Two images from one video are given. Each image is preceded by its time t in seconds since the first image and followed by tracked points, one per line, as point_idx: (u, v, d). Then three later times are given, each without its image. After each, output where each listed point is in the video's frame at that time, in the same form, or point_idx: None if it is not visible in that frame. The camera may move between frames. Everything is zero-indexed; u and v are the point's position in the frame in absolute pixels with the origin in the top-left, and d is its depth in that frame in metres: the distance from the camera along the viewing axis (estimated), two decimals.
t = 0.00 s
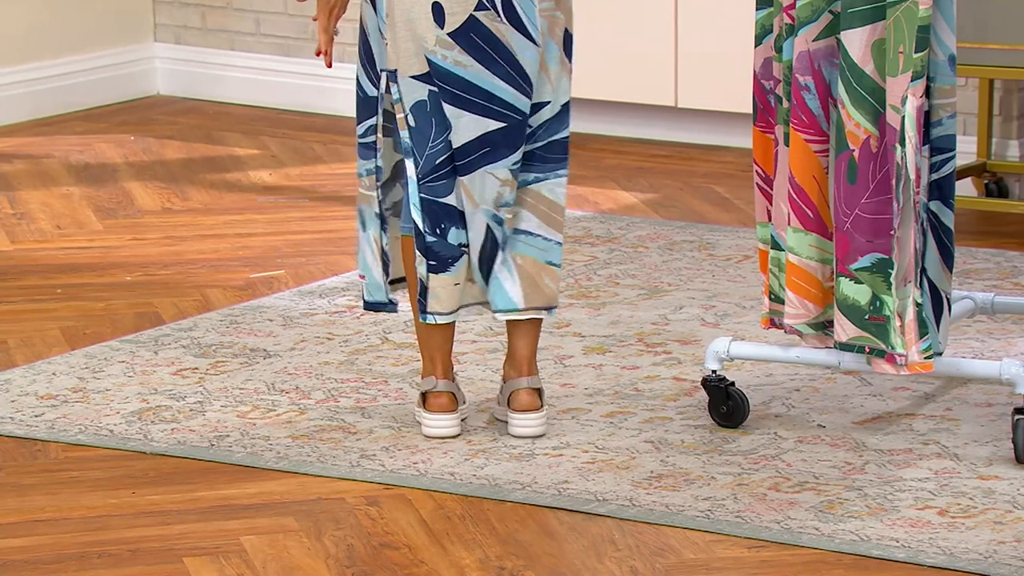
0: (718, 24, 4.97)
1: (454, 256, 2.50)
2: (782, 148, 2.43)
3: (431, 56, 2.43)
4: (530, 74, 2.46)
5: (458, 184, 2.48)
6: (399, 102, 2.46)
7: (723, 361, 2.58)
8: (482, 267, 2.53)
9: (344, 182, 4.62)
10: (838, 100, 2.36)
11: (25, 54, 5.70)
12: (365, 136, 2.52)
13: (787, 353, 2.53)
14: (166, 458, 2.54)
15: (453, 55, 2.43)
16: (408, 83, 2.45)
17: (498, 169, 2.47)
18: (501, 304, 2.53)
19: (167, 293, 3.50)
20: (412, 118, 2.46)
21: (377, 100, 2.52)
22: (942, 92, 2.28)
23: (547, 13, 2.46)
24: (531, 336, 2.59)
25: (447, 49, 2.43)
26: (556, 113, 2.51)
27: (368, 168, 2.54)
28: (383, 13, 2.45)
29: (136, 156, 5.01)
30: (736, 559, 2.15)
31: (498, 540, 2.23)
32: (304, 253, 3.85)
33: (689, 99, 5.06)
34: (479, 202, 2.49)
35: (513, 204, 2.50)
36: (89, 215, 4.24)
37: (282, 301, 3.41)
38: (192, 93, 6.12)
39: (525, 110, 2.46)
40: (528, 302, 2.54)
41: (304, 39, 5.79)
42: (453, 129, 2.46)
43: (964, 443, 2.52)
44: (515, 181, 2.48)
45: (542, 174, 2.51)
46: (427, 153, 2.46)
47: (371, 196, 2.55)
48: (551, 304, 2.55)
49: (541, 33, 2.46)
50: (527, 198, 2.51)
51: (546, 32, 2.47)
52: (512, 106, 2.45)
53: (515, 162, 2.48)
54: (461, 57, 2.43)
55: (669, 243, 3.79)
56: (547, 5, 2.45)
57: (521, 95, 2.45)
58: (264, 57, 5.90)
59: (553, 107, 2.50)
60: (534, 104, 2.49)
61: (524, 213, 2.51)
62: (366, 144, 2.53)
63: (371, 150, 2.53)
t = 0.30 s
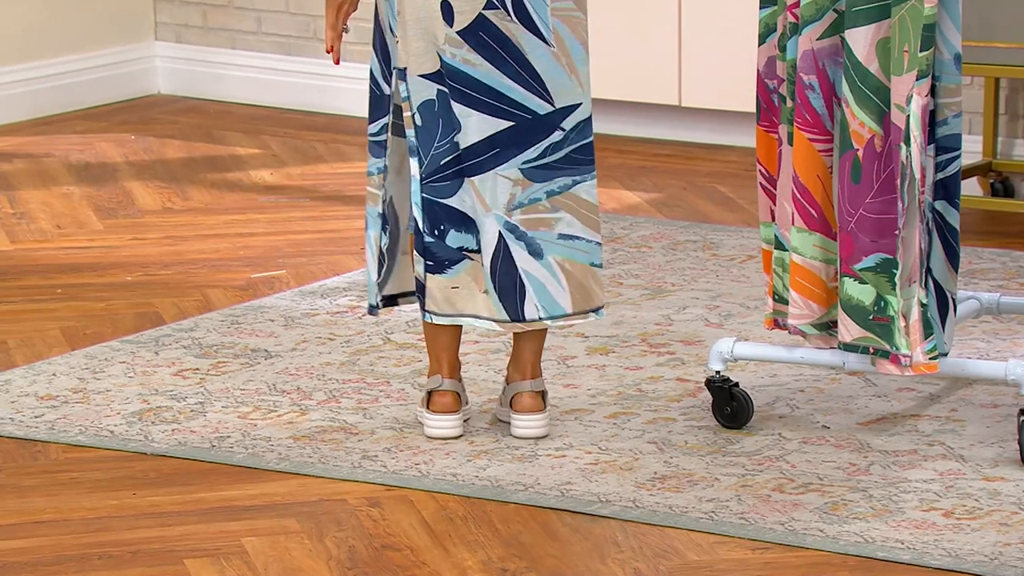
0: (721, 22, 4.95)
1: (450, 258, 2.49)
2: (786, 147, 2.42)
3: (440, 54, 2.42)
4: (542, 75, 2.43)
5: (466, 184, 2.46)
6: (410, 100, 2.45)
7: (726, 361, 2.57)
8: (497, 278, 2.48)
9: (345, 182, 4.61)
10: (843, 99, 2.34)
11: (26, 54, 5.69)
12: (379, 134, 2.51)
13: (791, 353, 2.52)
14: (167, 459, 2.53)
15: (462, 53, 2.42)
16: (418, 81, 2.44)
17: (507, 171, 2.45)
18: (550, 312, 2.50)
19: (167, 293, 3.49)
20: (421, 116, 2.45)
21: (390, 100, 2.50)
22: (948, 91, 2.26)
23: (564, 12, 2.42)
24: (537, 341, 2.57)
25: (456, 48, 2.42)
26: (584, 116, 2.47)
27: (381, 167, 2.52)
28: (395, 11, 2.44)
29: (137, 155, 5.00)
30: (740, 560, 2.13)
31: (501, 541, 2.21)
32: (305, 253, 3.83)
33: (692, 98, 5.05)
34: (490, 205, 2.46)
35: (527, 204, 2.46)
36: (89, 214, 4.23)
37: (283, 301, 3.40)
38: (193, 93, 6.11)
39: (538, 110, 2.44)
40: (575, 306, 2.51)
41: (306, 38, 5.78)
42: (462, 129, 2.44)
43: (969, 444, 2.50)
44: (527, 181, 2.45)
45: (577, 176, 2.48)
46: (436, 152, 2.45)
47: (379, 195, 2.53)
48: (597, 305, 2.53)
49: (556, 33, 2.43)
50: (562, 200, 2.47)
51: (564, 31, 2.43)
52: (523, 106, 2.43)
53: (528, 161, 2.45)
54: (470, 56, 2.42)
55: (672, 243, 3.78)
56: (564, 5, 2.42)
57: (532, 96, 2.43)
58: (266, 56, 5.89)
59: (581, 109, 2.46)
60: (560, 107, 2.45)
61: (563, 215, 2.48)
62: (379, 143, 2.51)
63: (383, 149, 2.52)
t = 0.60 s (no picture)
0: (724, 21, 4.94)
1: (454, 257, 2.48)
2: (791, 147, 2.41)
3: (438, 54, 2.40)
4: (541, 78, 2.42)
5: (457, 185, 2.44)
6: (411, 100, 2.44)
7: (730, 362, 2.56)
8: (485, 281, 2.47)
9: (347, 182, 4.59)
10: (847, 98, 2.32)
11: (26, 53, 5.68)
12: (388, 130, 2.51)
13: (795, 354, 2.51)
14: (167, 460, 2.52)
15: (459, 53, 2.40)
16: (418, 80, 2.43)
17: (502, 173, 2.43)
18: (533, 313, 2.49)
19: (168, 293, 3.47)
20: (422, 116, 2.44)
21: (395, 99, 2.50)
22: (953, 90, 2.25)
23: (565, 14, 2.41)
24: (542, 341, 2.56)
25: (455, 47, 2.40)
26: (583, 119, 2.46)
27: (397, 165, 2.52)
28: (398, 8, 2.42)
29: (137, 154, 4.99)
30: (744, 562, 2.12)
31: (504, 543, 2.20)
32: (307, 253, 3.81)
33: (695, 97, 5.03)
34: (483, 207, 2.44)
35: (522, 207, 2.45)
36: (90, 214, 4.22)
37: (285, 301, 3.38)
38: (194, 92, 6.10)
39: (535, 113, 2.42)
40: (557, 308, 2.50)
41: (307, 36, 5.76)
42: (457, 130, 2.42)
43: (975, 445, 2.49)
44: (522, 184, 2.44)
45: (571, 179, 2.47)
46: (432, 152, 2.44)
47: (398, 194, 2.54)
48: (587, 309, 2.51)
49: (557, 35, 2.41)
50: (553, 203, 2.46)
51: (564, 32, 2.41)
52: (520, 107, 2.42)
53: (523, 163, 2.44)
54: (467, 56, 2.40)
55: (676, 243, 3.76)
56: (566, 7, 2.40)
57: (530, 98, 2.42)
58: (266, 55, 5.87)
59: (580, 112, 2.45)
60: (559, 110, 2.44)
61: (553, 219, 2.46)
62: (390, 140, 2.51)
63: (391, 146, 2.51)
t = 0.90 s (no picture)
0: (726, 19, 4.92)
1: (449, 256, 2.48)
2: (793, 146, 2.40)
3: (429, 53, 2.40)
4: (529, 77, 2.39)
5: (449, 185, 2.43)
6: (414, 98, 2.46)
7: (733, 362, 2.54)
8: (476, 280, 2.45)
9: (347, 181, 4.58)
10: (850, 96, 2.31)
11: (26, 51, 5.66)
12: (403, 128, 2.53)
13: (798, 355, 2.49)
14: (167, 461, 2.50)
15: (446, 53, 2.39)
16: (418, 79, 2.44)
17: (491, 172, 2.42)
18: (530, 313, 2.46)
19: (167, 293, 3.46)
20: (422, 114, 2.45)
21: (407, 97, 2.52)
22: (956, 89, 2.23)
23: (552, 14, 2.38)
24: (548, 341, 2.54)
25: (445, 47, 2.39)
26: (578, 119, 2.43)
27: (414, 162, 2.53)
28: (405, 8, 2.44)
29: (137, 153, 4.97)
30: (747, 564, 2.10)
31: (505, 544, 2.18)
32: (307, 253, 3.80)
33: (698, 96, 5.02)
34: (473, 204, 2.43)
35: (512, 205, 2.43)
36: (89, 213, 4.20)
37: (285, 301, 3.37)
38: (195, 91, 6.08)
39: (524, 112, 2.40)
40: (559, 309, 2.48)
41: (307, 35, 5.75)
42: (446, 128, 2.41)
43: (979, 446, 2.48)
44: (513, 182, 2.42)
45: (570, 180, 2.44)
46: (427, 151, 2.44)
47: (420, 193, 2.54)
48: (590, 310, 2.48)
49: (545, 35, 2.38)
50: (550, 203, 2.44)
51: (555, 33, 2.39)
52: (507, 107, 2.40)
53: (513, 162, 2.42)
54: (454, 56, 2.39)
55: (678, 243, 3.75)
56: (555, 8, 2.38)
57: (518, 98, 2.40)
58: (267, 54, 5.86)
59: (574, 112, 2.42)
60: (549, 111, 2.41)
61: (549, 218, 2.44)
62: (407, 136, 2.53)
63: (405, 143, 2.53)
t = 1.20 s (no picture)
0: (729, 18, 4.91)
1: (441, 246, 2.51)
2: (795, 145, 2.37)
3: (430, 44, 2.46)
4: (488, 74, 2.40)
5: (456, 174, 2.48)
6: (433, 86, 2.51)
7: (736, 363, 2.53)
8: (478, 271, 2.49)
9: (348, 181, 4.56)
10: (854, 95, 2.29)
11: (26, 51, 5.65)
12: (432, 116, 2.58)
13: (802, 355, 2.47)
14: (166, 462, 2.49)
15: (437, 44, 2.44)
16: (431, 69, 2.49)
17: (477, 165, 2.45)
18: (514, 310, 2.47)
19: (167, 293, 3.45)
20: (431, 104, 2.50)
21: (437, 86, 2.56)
22: (959, 88, 2.22)
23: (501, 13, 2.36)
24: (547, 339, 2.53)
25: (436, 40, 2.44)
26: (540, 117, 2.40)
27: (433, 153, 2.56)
28: None
29: (136, 152, 4.96)
30: (750, 565, 2.09)
31: (506, 545, 2.17)
32: (307, 253, 3.78)
33: (700, 95, 5.00)
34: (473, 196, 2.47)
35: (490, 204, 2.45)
36: (88, 213, 4.19)
37: (285, 302, 3.35)
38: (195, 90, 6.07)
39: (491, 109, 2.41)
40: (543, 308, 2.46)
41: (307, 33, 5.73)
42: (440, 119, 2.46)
43: (983, 447, 2.46)
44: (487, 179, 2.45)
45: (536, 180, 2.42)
46: (431, 144, 2.50)
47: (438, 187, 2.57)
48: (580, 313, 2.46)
49: (496, 34, 2.38)
50: (516, 203, 2.44)
51: (502, 32, 2.37)
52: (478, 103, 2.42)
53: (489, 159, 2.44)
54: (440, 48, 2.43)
55: (681, 243, 3.73)
56: (503, 6, 2.36)
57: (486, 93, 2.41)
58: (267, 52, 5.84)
59: (524, 114, 2.40)
60: (507, 108, 2.41)
61: (518, 218, 2.44)
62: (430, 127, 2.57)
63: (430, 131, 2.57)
